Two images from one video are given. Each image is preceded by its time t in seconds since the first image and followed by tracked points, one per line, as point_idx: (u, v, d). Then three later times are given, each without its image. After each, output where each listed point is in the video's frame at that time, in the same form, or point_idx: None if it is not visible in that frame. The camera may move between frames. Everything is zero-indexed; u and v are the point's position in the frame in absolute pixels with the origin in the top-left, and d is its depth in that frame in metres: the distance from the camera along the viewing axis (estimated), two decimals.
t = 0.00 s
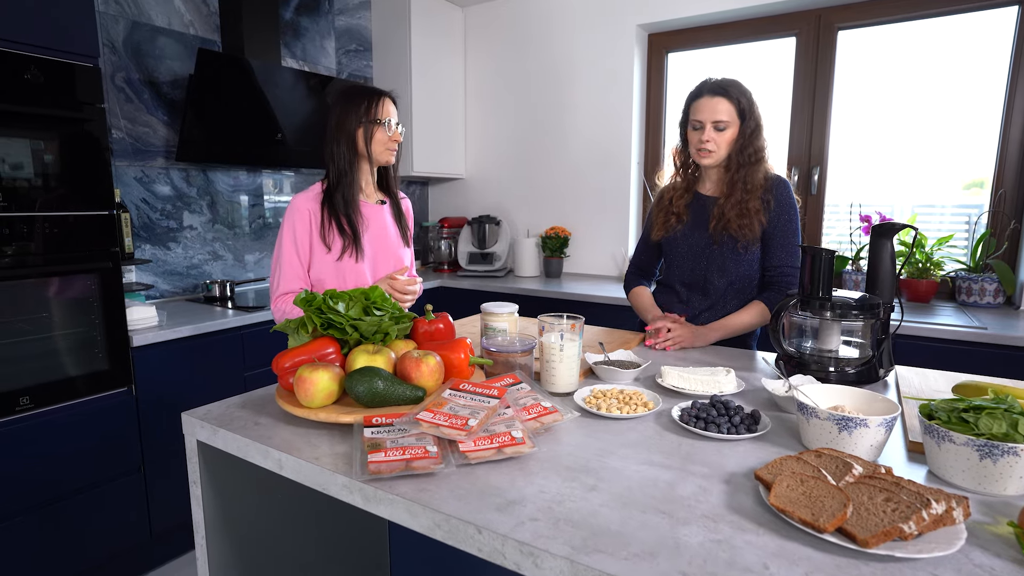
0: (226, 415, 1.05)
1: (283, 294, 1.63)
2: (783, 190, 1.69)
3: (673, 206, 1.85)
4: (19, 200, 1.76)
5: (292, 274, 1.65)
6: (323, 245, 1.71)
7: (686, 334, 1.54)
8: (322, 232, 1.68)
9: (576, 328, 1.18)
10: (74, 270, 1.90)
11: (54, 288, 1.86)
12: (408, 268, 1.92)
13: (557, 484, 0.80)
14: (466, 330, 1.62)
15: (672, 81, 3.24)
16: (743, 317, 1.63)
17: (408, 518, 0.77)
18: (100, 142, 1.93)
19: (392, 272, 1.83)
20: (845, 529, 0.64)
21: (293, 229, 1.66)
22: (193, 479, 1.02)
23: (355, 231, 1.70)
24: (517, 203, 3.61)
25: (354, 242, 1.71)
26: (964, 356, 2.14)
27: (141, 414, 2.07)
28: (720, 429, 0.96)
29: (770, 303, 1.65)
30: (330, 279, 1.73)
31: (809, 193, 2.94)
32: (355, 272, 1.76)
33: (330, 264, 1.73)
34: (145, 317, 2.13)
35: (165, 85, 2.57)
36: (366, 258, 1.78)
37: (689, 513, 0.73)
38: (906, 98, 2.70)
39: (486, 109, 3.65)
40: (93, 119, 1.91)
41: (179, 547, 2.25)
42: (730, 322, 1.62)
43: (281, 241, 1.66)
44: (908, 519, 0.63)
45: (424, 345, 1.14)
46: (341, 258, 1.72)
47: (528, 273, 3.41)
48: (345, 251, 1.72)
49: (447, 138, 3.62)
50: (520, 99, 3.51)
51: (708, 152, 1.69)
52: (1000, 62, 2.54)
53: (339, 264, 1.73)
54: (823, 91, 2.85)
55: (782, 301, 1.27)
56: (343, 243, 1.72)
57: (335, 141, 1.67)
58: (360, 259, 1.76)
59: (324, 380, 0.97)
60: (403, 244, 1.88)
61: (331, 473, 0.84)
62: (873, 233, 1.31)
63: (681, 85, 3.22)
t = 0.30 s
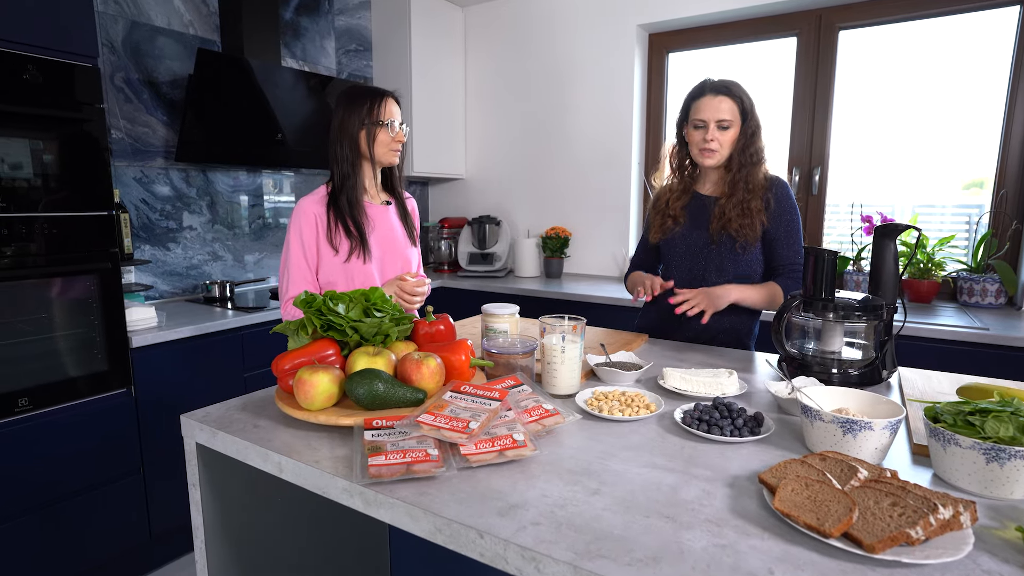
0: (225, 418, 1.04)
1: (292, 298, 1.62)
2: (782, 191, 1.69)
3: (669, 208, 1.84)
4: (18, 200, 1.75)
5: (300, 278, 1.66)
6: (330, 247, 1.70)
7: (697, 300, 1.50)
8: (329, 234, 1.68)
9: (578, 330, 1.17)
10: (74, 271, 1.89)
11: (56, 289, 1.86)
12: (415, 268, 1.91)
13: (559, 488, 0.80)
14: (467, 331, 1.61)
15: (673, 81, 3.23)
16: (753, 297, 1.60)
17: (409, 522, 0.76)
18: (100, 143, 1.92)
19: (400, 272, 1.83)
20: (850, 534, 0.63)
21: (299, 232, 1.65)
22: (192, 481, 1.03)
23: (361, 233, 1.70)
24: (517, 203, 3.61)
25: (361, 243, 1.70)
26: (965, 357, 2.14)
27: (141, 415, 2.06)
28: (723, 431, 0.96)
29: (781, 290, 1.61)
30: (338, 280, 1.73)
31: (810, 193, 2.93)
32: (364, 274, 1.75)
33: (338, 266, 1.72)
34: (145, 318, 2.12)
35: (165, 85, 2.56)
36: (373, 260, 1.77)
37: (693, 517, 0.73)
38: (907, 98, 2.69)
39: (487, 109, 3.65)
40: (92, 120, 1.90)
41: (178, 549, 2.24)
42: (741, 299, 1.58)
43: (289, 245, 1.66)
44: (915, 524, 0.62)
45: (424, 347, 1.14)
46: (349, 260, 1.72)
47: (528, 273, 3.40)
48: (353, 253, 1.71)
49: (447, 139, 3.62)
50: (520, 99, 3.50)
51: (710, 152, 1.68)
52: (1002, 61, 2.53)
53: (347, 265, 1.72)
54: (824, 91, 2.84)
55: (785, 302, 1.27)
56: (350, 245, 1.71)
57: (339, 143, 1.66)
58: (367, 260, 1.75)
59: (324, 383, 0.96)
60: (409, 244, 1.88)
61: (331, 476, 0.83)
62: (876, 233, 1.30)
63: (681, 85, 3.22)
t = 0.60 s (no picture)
0: (223, 419, 1.03)
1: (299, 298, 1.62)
2: (785, 189, 1.67)
3: (667, 205, 1.83)
4: (17, 200, 1.74)
5: (308, 279, 1.64)
6: (336, 247, 1.69)
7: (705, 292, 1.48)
8: (335, 234, 1.67)
9: (581, 329, 1.15)
10: (75, 271, 1.88)
11: (59, 288, 1.85)
12: (423, 268, 1.89)
13: (563, 491, 0.78)
14: (469, 332, 1.60)
15: (674, 81, 3.22)
16: (758, 293, 1.57)
17: (410, 526, 0.74)
18: (99, 142, 1.91)
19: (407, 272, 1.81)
20: (862, 539, 0.62)
21: (306, 232, 1.64)
22: (191, 483, 1.00)
23: (367, 232, 1.68)
24: (518, 203, 3.59)
25: (368, 243, 1.69)
26: (969, 357, 2.12)
27: (140, 416, 2.05)
28: (728, 433, 0.94)
29: (787, 288, 1.59)
30: (345, 280, 1.72)
31: (812, 193, 2.91)
32: (370, 273, 1.73)
33: (344, 266, 1.71)
34: (143, 318, 2.10)
35: (164, 84, 2.54)
36: (380, 259, 1.76)
37: (700, 521, 0.71)
38: (910, 97, 2.68)
39: (487, 108, 3.63)
40: (90, 118, 1.88)
41: (178, 550, 2.22)
42: (748, 294, 1.55)
43: (295, 245, 1.65)
44: (929, 529, 0.60)
45: (425, 347, 1.12)
46: (355, 260, 1.70)
47: (529, 273, 3.39)
48: (359, 253, 1.70)
49: (448, 138, 3.60)
50: (521, 98, 3.49)
51: (715, 153, 1.66)
52: (1006, 60, 2.51)
53: (353, 265, 1.71)
54: (827, 89, 2.82)
55: (789, 302, 1.25)
56: (356, 245, 1.70)
57: (344, 143, 1.65)
58: (373, 260, 1.73)
59: (323, 384, 0.95)
60: (417, 243, 1.85)
61: (331, 479, 0.81)
62: (883, 233, 1.29)
63: (683, 84, 3.20)
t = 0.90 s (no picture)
0: (222, 420, 1.01)
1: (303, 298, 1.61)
2: (788, 188, 1.65)
3: (668, 204, 1.80)
4: (16, 198, 1.72)
5: (314, 279, 1.63)
6: (341, 247, 1.67)
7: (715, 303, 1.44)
8: (341, 234, 1.65)
9: (585, 330, 1.14)
10: (74, 270, 1.86)
11: (61, 288, 1.84)
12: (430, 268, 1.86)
13: (568, 495, 0.76)
14: (470, 331, 1.58)
15: (676, 80, 3.20)
16: (762, 291, 1.55)
17: (412, 531, 0.73)
18: (97, 140, 1.88)
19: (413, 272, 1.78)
20: (879, 546, 0.60)
21: (311, 232, 1.63)
22: (188, 487, 0.98)
23: (373, 232, 1.66)
24: (519, 202, 3.57)
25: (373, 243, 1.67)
26: (974, 357, 2.10)
27: (138, 417, 2.03)
28: (736, 435, 0.92)
29: (791, 289, 1.58)
30: (351, 280, 1.70)
31: (815, 191, 2.89)
32: (375, 273, 1.72)
33: (350, 266, 1.69)
34: (141, 318, 2.08)
35: (162, 82, 2.52)
36: (385, 259, 1.74)
37: (710, 526, 0.69)
38: (913, 96, 2.66)
39: (488, 107, 3.61)
40: (88, 117, 1.86)
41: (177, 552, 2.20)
42: (751, 292, 1.53)
43: (301, 246, 1.64)
44: (949, 536, 0.59)
45: (427, 348, 1.10)
46: (360, 260, 1.69)
47: (530, 272, 3.37)
48: (364, 253, 1.68)
49: (448, 137, 3.58)
50: (522, 98, 3.47)
51: (716, 151, 1.64)
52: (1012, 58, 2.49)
53: (358, 265, 1.70)
54: (830, 87, 2.80)
55: (797, 302, 1.23)
56: (361, 245, 1.68)
57: (349, 142, 1.63)
58: (379, 260, 1.72)
59: (323, 385, 0.93)
60: (423, 242, 1.83)
61: (331, 483, 0.79)
62: (890, 232, 1.28)
63: (684, 83, 3.18)
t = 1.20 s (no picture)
0: (221, 422, 0.99)
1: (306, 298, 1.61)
2: (790, 188, 1.64)
3: (671, 204, 1.79)
4: (15, 198, 1.71)
5: (317, 279, 1.64)
6: (344, 247, 1.67)
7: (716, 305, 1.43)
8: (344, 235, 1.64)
9: (589, 330, 1.12)
10: (74, 270, 1.85)
11: (62, 288, 1.83)
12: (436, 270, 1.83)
13: (573, 498, 0.75)
14: (472, 332, 1.57)
15: (677, 79, 3.19)
16: (765, 291, 1.54)
17: (415, 536, 0.71)
18: (95, 140, 1.87)
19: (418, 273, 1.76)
20: (891, 552, 0.59)
21: (316, 232, 1.63)
22: (187, 490, 0.98)
23: (375, 234, 1.65)
24: (519, 202, 3.56)
25: (375, 243, 1.65)
26: (978, 358, 2.09)
27: (137, 418, 2.01)
28: (743, 437, 0.91)
29: (794, 290, 1.57)
30: (354, 280, 1.69)
31: (817, 191, 2.88)
32: (378, 274, 1.71)
33: (353, 266, 1.68)
34: (140, 318, 2.06)
35: (161, 81, 2.51)
36: (389, 260, 1.72)
37: (718, 531, 0.68)
38: (916, 95, 2.65)
39: (488, 107, 3.60)
40: (88, 116, 1.85)
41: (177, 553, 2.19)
42: (754, 292, 1.51)
43: (306, 245, 1.64)
44: (964, 542, 0.57)
45: (429, 348, 1.09)
46: (363, 261, 1.68)
47: (531, 272, 3.36)
48: (367, 254, 1.67)
49: (449, 137, 3.57)
50: (523, 97, 3.46)
51: (716, 150, 1.63)
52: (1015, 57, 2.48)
53: (362, 266, 1.69)
54: (832, 86, 2.79)
55: (803, 302, 1.21)
56: (364, 245, 1.67)
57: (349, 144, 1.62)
58: (382, 261, 1.70)
59: (324, 386, 0.91)
60: (429, 244, 1.80)
61: (331, 486, 0.78)
62: (897, 231, 1.26)
63: (686, 83, 3.17)
